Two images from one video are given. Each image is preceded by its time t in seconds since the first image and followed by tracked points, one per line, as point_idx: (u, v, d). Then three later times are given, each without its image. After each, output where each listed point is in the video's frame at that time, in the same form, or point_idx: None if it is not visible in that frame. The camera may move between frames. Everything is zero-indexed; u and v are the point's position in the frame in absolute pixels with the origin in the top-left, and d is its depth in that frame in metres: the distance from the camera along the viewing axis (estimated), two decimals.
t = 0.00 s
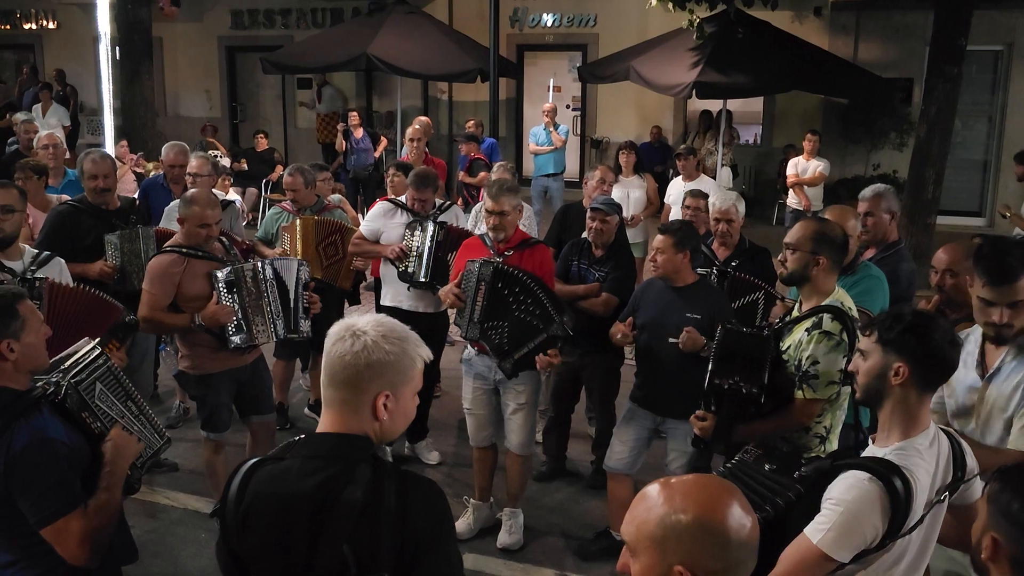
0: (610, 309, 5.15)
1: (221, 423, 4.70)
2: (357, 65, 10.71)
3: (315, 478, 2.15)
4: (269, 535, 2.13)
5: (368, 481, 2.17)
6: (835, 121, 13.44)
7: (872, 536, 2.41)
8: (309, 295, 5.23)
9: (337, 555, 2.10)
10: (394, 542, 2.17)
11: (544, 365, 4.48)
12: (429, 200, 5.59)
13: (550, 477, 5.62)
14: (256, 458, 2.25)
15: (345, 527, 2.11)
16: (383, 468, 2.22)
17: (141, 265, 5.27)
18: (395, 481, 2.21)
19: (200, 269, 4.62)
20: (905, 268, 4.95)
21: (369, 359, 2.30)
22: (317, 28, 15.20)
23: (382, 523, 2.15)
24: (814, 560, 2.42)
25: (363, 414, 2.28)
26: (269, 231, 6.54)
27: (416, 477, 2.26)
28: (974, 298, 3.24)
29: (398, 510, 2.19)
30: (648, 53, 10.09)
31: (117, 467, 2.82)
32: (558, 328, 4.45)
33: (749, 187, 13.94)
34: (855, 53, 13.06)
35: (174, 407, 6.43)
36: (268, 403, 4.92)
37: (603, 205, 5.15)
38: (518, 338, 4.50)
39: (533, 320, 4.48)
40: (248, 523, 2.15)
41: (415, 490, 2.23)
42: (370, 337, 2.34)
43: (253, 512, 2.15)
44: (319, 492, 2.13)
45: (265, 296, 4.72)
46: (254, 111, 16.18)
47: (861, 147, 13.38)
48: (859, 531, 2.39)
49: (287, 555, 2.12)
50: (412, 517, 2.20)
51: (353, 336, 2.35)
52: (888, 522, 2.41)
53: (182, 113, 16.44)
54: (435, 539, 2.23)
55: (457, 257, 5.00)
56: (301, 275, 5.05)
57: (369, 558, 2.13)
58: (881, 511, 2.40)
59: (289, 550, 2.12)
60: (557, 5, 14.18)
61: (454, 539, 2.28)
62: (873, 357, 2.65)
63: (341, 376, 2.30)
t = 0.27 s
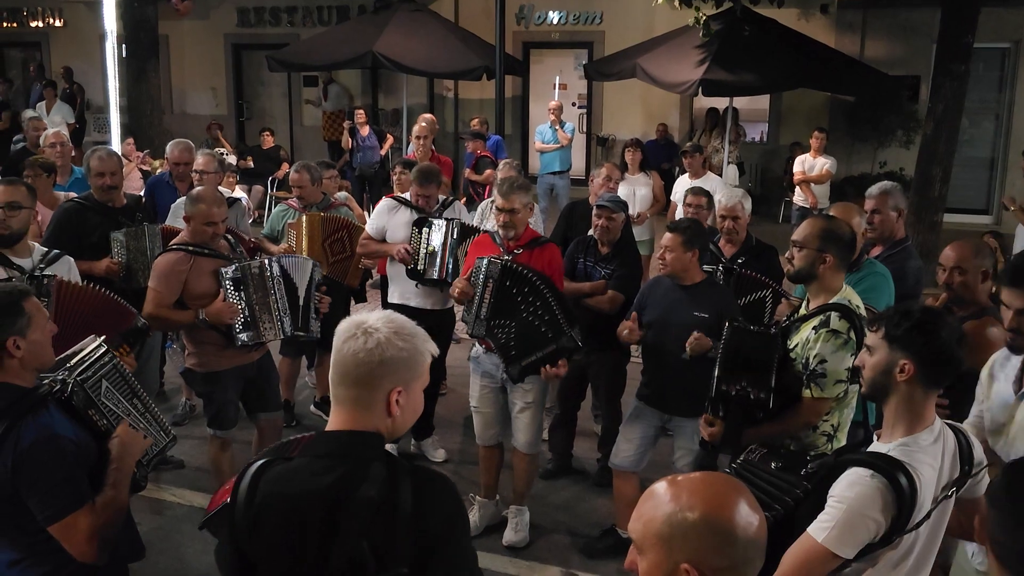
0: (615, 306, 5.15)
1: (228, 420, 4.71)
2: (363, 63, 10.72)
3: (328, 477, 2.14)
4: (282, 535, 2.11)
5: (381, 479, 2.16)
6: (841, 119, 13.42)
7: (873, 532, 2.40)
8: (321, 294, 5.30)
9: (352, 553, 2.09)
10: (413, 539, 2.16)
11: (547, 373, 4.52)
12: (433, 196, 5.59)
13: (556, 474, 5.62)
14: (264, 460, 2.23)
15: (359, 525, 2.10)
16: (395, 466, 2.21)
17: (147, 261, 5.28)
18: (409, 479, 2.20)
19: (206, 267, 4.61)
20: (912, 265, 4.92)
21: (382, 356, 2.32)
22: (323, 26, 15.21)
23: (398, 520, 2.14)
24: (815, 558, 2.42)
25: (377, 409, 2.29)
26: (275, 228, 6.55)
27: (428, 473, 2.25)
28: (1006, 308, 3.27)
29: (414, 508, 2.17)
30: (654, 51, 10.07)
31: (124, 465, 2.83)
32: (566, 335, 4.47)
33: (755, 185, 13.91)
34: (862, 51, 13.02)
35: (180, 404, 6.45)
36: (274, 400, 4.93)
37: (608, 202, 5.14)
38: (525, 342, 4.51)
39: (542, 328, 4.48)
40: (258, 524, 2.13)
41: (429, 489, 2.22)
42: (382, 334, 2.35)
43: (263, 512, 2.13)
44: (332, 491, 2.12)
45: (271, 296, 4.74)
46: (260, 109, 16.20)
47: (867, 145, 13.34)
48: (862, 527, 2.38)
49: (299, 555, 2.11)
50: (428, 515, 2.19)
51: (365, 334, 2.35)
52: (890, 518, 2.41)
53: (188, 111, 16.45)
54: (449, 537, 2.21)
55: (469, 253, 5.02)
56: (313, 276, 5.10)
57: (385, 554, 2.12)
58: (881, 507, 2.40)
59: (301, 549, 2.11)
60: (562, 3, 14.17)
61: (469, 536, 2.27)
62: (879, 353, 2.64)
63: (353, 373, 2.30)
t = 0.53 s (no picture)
0: (621, 306, 5.15)
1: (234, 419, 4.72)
2: (369, 63, 10.72)
3: (345, 480, 2.13)
4: (300, 540, 2.09)
5: (400, 479, 2.16)
6: (847, 119, 13.39)
7: (879, 531, 2.40)
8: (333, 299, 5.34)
9: (375, 552, 2.09)
10: (434, 536, 2.16)
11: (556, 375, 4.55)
12: (438, 196, 5.63)
13: (561, 475, 5.62)
14: (273, 467, 2.20)
15: (380, 526, 2.10)
16: (412, 465, 2.21)
17: (153, 261, 5.30)
18: (427, 476, 2.20)
19: (214, 267, 4.62)
20: (918, 266, 4.91)
21: (398, 355, 2.32)
22: (328, 27, 15.22)
23: (419, 518, 2.14)
24: (815, 553, 2.40)
25: (391, 407, 2.29)
26: (281, 229, 6.56)
27: (444, 472, 2.25)
28: None
29: (433, 507, 2.17)
30: (659, 51, 10.07)
31: (129, 465, 2.82)
32: (576, 336, 4.48)
33: (760, 185, 13.87)
34: (868, 51, 13.00)
35: (186, 404, 6.46)
36: (281, 400, 4.94)
37: (614, 203, 5.14)
38: (536, 345, 4.50)
39: (552, 329, 4.48)
40: (274, 530, 2.10)
41: (447, 485, 2.22)
42: (395, 334, 2.36)
43: (280, 518, 2.10)
44: (349, 493, 2.11)
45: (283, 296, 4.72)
46: (266, 109, 16.21)
47: (873, 146, 13.32)
48: (869, 525, 2.38)
49: (319, 558, 2.09)
50: (447, 511, 2.19)
51: (378, 334, 2.35)
52: (898, 518, 2.42)
53: (194, 111, 16.47)
54: (468, 531, 2.22)
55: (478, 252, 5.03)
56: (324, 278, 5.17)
57: (408, 552, 2.13)
58: (890, 506, 2.41)
59: (320, 552, 2.09)
60: (568, 3, 14.16)
61: (484, 533, 2.28)
62: (889, 355, 2.64)
63: (367, 371, 2.30)
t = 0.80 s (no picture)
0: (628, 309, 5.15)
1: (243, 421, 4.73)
2: (376, 66, 10.74)
3: (362, 482, 2.13)
4: (316, 543, 2.10)
5: (416, 480, 2.16)
6: (855, 122, 13.38)
7: (888, 533, 2.41)
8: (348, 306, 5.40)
9: (392, 555, 2.10)
10: (451, 538, 2.15)
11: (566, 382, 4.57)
12: (445, 199, 5.64)
13: (568, 477, 5.61)
14: (287, 470, 2.21)
15: (397, 528, 2.11)
16: (427, 466, 2.21)
17: (162, 264, 5.32)
18: (442, 477, 2.19)
19: (229, 267, 4.62)
20: (927, 269, 4.90)
21: (412, 355, 2.33)
22: (336, 29, 15.25)
23: (435, 520, 2.14)
24: (824, 549, 2.41)
25: (405, 408, 2.29)
26: (287, 231, 6.57)
27: (460, 472, 2.24)
28: None
29: (450, 508, 2.17)
30: (666, 54, 10.07)
31: (139, 467, 2.83)
32: (587, 346, 4.52)
33: (767, 188, 13.86)
34: (875, 53, 12.97)
35: (194, 406, 6.48)
36: (289, 403, 4.96)
37: (621, 206, 5.15)
38: (546, 350, 4.50)
39: (563, 337, 4.50)
40: (290, 534, 2.11)
41: (462, 485, 2.21)
42: (410, 336, 2.36)
43: (297, 521, 2.11)
44: (366, 496, 2.12)
45: (293, 298, 4.74)
46: (273, 112, 16.26)
47: (880, 148, 13.31)
48: (879, 524, 2.39)
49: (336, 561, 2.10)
50: (463, 512, 2.18)
51: (391, 335, 2.36)
52: (908, 519, 2.43)
53: (201, 113, 16.52)
54: (484, 532, 2.21)
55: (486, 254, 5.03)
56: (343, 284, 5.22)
57: (425, 555, 2.12)
58: (902, 507, 2.42)
59: (338, 555, 2.10)
60: (575, 6, 14.17)
61: (501, 534, 2.27)
62: (901, 358, 2.63)
63: (381, 370, 2.30)
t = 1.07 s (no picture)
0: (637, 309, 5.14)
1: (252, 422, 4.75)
2: (384, 67, 10.75)
3: (370, 481, 2.14)
4: (323, 542, 2.10)
5: (423, 481, 2.16)
6: (864, 123, 13.35)
7: (900, 535, 2.41)
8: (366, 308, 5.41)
9: (399, 555, 2.10)
10: (456, 537, 2.15)
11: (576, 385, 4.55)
12: (452, 202, 5.66)
13: (576, 479, 5.61)
14: (296, 469, 2.21)
15: (404, 528, 2.11)
16: (434, 467, 2.21)
17: (171, 264, 5.34)
18: (448, 477, 2.20)
19: (244, 264, 4.69)
20: (936, 271, 4.89)
21: (419, 355, 2.33)
22: (344, 31, 15.28)
23: (440, 520, 2.14)
24: (841, 549, 2.41)
25: (412, 409, 2.30)
26: (296, 232, 6.58)
27: (466, 473, 2.25)
28: None
29: (456, 509, 2.17)
30: (674, 55, 10.06)
31: (149, 468, 2.84)
32: (598, 349, 4.49)
33: (776, 189, 13.84)
34: (884, 54, 12.95)
35: (203, 407, 6.50)
36: (299, 404, 4.97)
37: (631, 207, 5.15)
38: (556, 355, 4.50)
39: (573, 341, 4.48)
40: (298, 532, 2.11)
41: (467, 487, 2.22)
42: (417, 336, 2.37)
43: (304, 520, 2.11)
44: (374, 495, 2.12)
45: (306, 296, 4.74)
46: (282, 114, 16.29)
47: (889, 149, 13.29)
48: (891, 525, 2.39)
49: (343, 560, 2.10)
50: (468, 513, 2.19)
51: (400, 335, 2.37)
52: (921, 520, 2.43)
53: (210, 115, 16.57)
54: (491, 533, 2.21)
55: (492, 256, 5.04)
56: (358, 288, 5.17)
57: (431, 555, 2.12)
58: (913, 508, 2.42)
59: (345, 554, 2.10)
60: (583, 7, 14.17)
61: (506, 536, 2.27)
62: (908, 360, 2.64)
63: (390, 371, 2.31)
